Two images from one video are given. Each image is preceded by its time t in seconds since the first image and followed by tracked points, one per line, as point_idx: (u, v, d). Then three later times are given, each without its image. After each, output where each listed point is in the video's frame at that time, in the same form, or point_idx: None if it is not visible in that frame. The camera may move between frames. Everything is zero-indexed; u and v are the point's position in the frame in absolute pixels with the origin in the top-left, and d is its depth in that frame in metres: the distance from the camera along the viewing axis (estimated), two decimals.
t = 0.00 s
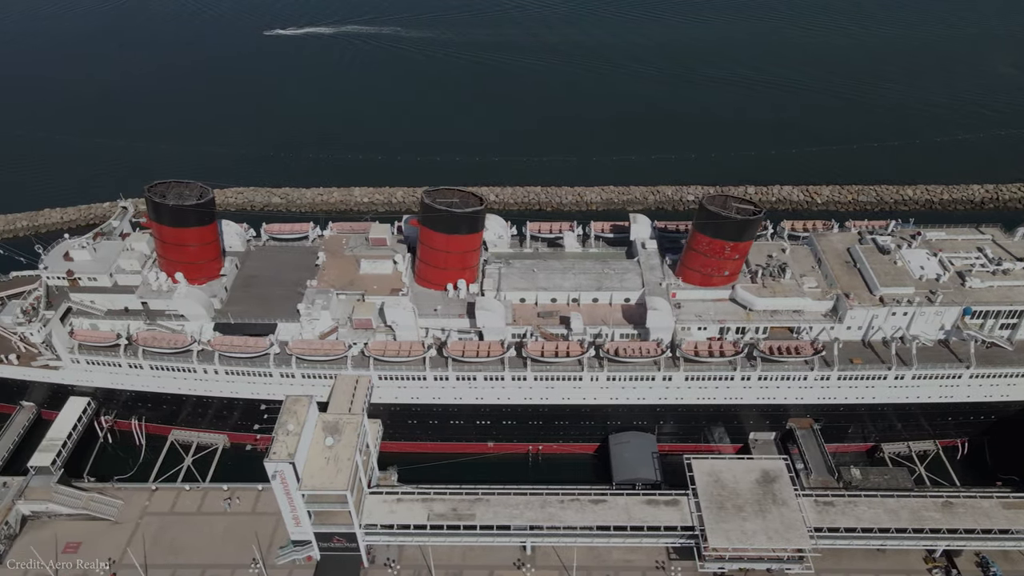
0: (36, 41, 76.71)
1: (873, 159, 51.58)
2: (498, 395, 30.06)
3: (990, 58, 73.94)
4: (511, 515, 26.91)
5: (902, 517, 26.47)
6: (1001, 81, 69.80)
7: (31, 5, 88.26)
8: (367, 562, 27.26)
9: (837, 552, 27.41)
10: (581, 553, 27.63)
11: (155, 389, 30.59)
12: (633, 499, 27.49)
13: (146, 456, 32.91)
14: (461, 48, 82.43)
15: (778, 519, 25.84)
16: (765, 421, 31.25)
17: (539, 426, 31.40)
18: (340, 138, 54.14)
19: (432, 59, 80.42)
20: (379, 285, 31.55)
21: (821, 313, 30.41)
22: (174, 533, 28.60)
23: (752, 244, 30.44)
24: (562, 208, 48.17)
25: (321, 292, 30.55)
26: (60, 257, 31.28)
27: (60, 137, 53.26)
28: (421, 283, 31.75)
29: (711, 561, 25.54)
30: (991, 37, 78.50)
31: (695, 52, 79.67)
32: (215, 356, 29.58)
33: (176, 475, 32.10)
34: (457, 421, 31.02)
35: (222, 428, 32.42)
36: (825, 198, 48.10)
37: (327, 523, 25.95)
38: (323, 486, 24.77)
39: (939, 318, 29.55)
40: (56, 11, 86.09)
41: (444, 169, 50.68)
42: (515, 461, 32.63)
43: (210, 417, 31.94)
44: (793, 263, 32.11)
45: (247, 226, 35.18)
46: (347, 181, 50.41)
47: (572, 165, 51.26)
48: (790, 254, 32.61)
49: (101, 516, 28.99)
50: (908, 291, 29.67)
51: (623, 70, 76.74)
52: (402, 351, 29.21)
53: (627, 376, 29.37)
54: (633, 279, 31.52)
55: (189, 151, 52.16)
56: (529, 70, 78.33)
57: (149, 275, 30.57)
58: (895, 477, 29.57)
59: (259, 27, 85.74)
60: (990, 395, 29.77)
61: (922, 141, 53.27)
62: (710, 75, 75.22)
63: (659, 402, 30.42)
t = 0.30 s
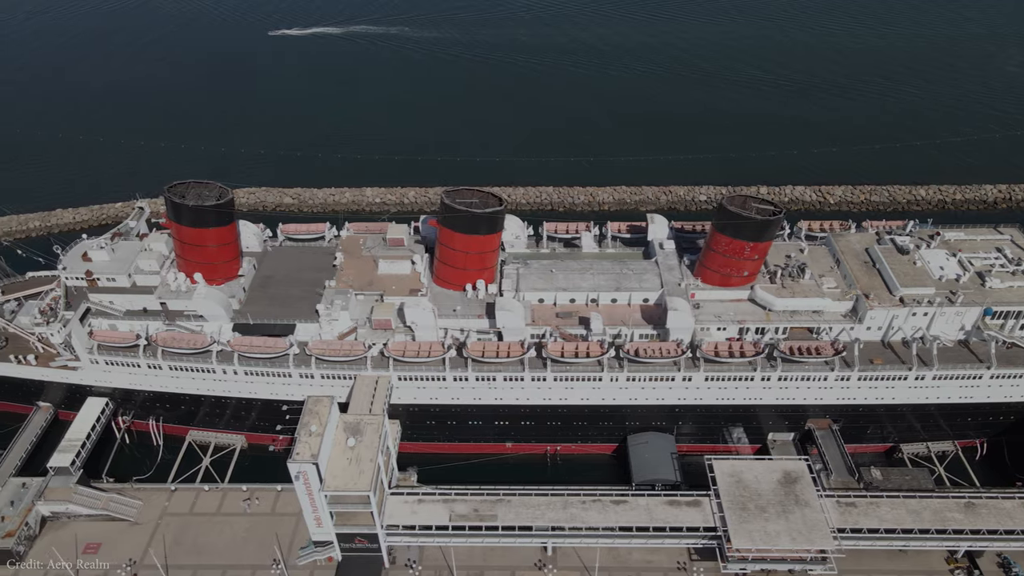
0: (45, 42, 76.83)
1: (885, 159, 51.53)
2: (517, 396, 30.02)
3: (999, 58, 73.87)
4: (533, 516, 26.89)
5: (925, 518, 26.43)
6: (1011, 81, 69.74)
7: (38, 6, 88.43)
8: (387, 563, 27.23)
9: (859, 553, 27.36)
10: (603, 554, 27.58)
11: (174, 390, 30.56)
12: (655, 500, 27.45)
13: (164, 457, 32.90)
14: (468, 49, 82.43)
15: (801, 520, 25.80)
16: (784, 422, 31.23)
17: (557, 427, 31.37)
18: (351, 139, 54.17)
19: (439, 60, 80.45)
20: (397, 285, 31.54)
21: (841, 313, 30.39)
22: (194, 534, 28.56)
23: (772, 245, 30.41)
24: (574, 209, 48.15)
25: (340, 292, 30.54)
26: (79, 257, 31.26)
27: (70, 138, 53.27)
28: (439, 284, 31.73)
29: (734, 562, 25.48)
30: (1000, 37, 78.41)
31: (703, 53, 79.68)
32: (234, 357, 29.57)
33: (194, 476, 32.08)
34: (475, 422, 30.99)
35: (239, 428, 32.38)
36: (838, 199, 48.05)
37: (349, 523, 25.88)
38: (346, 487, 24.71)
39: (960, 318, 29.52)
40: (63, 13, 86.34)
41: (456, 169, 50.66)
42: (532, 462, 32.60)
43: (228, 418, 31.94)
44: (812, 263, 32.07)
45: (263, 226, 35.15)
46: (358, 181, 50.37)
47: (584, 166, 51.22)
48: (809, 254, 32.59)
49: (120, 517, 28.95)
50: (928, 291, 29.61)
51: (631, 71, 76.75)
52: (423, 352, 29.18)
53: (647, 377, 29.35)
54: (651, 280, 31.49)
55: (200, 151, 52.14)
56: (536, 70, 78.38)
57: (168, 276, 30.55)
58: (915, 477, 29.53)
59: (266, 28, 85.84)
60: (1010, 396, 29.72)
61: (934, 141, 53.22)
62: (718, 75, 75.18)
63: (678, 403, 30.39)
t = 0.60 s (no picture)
0: (52, 43, 76.84)
1: (897, 159, 51.48)
2: (536, 396, 29.98)
3: (1009, 58, 73.80)
4: (555, 516, 26.87)
5: (948, 519, 26.38)
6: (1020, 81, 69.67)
7: (45, 7, 88.45)
8: (409, 564, 27.18)
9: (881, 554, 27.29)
10: (624, 555, 27.53)
11: (192, 390, 30.53)
12: (677, 501, 27.43)
13: (182, 458, 32.88)
14: (475, 48, 82.41)
15: (824, 521, 25.78)
16: (803, 422, 31.19)
17: (575, 428, 31.39)
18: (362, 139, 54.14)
19: (447, 60, 80.44)
20: (416, 286, 31.53)
21: (860, 314, 30.35)
22: (214, 535, 28.54)
23: (791, 245, 30.36)
24: (587, 209, 48.10)
25: (359, 293, 30.50)
26: (97, 258, 31.25)
27: (81, 138, 53.24)
28: (458, 285, 31.70)
29: (756, 563, 25.42)
30: (1008, 36, 78.37)
31: (711, 53, 79.66)
32: (253, 358, 29.54)
33: (212, 477, 32.07)
34: (493, 422, 30.95)
35: (256, 429, 32.37)
36: (850, 199, 47.99)
37: (371, 524, 25.84)
38: (369, 488, 24.66)
39: (980, 319, 29.49)
40: (70, 14, 86.43)
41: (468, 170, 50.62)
42: (550, 462, 32.58)
43: (245, 419, 31.92)
44: (830, 264, 32.01)
45: (279, 227, 35.10)
46: (370, 181, 50.31)
47: (596, 166, 51.16)
48: (827, 254, 32.53)
49: (140, 518, 28.93)
50: (948, 292, 29.58)
51: (639, 71, 76.72)
52: (443, 352, 29.14)
53: (667, 377, 29.32)
54: (670, 280, 31.45)
55: (211, 151, 52.10)
56: (544, 70, 78.34)
57: (187, 276, 30.55)
58: (936, 478, 29.50)
59: (273, 28, 85.88)
60: None
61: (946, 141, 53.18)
62: (727, 75, 75.14)
63: (697, 403, 30.36)
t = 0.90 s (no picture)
0: (61, 43, 76.92)
1: (909, 159, 51.48)
2: (556, 397, 29.94)
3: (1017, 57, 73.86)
4: (577, 517, 26.84)
5: (972, 520, 26.31)
6: None
7: (52, 7, 88.53)
8: (430, 565, 27.13)
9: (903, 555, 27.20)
10: (645, 556, 27.45)
11: (211, 391, 30.50)
12: (699, 501, 27.38)
13: (199, 458, 32.85)
14: (483, 49, 82.45)
15: (848, 522, 25.75)
16: (822, 423, 31.15)
17: (593, 429, 31.37)
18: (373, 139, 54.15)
19: (455, 60, 80.50)
20: (435, 287, 31.53)
21: (880, 314, 30.31)
22: (235, 536, 28.51)
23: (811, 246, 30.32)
24: (599, 209, 48.08)
25: (378, 293, 30.45)
26: (115, 258, 31.24)
27: (92, 138, 53.25)
28: (476, 285, 31.68)
29: (780, 564, 25.36)
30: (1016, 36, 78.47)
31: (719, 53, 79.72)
32: (273, 358, 29.50)
33: (230, 477, 32.03)
34: (512, 422, 30.91)
35: (274, 429, 32.37)
36: (863, 199, 47.97)
37: (394, 525, 25.76)
38: (393, 488, 24.59)
39: (1000, 320, 29.46)
40: (78, 14, 86.60)
41: (480, 170, 50.63)
42: (568, 463, 32.54)
43: (263, 419, 31.91)
44: (849, 264, 31.96)
45: (295, 227, 35.07)
46: (381, 181, 50.27)
47: (607, 165, 51.14)
48: (846, 255, 32.48)
49: (160, 519, 28.90)
50: (969, 292, 29.57)
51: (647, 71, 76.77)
52: (463, 353, 29.09)
53: (687, 378, 29.28)
54: (689, 281, 31.42)
55: (222, 151, 52.09)
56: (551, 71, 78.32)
57: (206, 277, 30.52)
58: (957, 479, 29.46)
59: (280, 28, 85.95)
60: None
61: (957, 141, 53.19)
62: (734, 76, 75.26)
63: (716, 404, 30.32)
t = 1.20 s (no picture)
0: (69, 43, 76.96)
1: (921, 159, 51.44)
2: (575, 397, 29.91)
3: None
4: (600, 518, 26.82)
5: (995, 520, 26.28)
6: None
7: (59, 7, 88.55)
8: (451, 566, 27.12)
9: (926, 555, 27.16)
10: (667, 557, 27.42)
11: (230, 391, 30.48)
12: (721, 502, 27.35)
13: (217, 458, 32.85)
14: (490, 49, 82.43)
15: (871, 522, 25.76)
16: (841, 423, 31.11)
17: (611, 430, 31.36)
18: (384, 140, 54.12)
19: (462, 60, 80.54)
20: (454, 287, 31.53)
21: (900, 314, 30.26)
22: (255, 536, 28.51)
23: (831, 246, 30.27)
24: (611, 209, 48.05)
25: (397, 294, 30.41)
26: (134, 258, 31.23)
27: (103, 138, 53.24)
28: (495, 285, 31.66)
29: (802, 565, 25.34)
30: None
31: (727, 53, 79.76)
32: (292, 359, 29.49)
33: (249, 477, 32.03)
34: (531, 423, 30.87)
35: (292, 430, 32.38)
36: (875, 199, 47.93)
37: (416, 526, 25.72)
38: (416, 489, 24.57)
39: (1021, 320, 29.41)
40: (85, 14, 86.66)
41: (492, 170, 50.60)
42: (586, 463, 32.51)
43: (282, 420, 31.90)
44: (869, 264, 31.91)
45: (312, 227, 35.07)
46: (393, 181, 50.24)
47: (619, 165, 51.09)
48: (865, 255, 32.43)
49: (180, 519, 28.91)
50: (989, 292, 29.54)
51: (655, 71, 76.74)
52: (483, 353, 29.05)
53: (707, 378, 29.23)
54: (708, 281, 31.38)
55: (233, 151, 52.08)
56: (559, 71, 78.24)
57: (225, 277, 30.51)
58: (980, 479, 29.50)
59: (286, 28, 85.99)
60: None
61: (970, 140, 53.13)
62: (742, 76, 75.25)
63: (735, 404, 30.29)
